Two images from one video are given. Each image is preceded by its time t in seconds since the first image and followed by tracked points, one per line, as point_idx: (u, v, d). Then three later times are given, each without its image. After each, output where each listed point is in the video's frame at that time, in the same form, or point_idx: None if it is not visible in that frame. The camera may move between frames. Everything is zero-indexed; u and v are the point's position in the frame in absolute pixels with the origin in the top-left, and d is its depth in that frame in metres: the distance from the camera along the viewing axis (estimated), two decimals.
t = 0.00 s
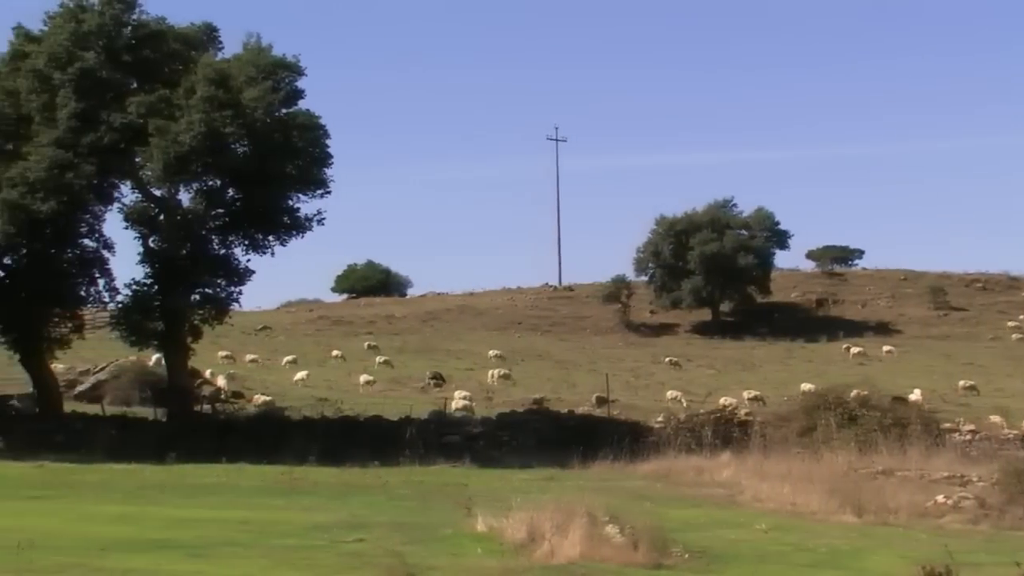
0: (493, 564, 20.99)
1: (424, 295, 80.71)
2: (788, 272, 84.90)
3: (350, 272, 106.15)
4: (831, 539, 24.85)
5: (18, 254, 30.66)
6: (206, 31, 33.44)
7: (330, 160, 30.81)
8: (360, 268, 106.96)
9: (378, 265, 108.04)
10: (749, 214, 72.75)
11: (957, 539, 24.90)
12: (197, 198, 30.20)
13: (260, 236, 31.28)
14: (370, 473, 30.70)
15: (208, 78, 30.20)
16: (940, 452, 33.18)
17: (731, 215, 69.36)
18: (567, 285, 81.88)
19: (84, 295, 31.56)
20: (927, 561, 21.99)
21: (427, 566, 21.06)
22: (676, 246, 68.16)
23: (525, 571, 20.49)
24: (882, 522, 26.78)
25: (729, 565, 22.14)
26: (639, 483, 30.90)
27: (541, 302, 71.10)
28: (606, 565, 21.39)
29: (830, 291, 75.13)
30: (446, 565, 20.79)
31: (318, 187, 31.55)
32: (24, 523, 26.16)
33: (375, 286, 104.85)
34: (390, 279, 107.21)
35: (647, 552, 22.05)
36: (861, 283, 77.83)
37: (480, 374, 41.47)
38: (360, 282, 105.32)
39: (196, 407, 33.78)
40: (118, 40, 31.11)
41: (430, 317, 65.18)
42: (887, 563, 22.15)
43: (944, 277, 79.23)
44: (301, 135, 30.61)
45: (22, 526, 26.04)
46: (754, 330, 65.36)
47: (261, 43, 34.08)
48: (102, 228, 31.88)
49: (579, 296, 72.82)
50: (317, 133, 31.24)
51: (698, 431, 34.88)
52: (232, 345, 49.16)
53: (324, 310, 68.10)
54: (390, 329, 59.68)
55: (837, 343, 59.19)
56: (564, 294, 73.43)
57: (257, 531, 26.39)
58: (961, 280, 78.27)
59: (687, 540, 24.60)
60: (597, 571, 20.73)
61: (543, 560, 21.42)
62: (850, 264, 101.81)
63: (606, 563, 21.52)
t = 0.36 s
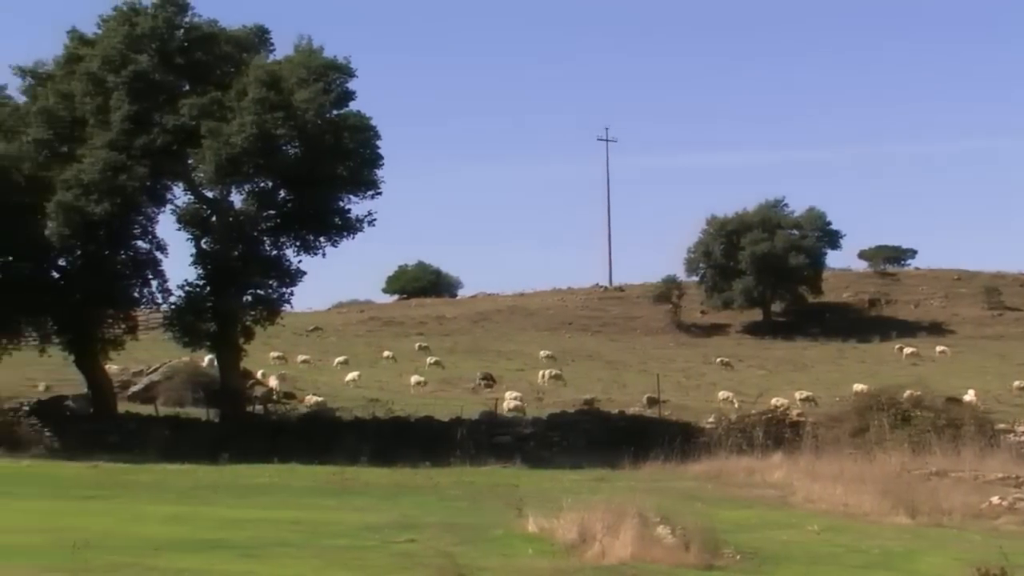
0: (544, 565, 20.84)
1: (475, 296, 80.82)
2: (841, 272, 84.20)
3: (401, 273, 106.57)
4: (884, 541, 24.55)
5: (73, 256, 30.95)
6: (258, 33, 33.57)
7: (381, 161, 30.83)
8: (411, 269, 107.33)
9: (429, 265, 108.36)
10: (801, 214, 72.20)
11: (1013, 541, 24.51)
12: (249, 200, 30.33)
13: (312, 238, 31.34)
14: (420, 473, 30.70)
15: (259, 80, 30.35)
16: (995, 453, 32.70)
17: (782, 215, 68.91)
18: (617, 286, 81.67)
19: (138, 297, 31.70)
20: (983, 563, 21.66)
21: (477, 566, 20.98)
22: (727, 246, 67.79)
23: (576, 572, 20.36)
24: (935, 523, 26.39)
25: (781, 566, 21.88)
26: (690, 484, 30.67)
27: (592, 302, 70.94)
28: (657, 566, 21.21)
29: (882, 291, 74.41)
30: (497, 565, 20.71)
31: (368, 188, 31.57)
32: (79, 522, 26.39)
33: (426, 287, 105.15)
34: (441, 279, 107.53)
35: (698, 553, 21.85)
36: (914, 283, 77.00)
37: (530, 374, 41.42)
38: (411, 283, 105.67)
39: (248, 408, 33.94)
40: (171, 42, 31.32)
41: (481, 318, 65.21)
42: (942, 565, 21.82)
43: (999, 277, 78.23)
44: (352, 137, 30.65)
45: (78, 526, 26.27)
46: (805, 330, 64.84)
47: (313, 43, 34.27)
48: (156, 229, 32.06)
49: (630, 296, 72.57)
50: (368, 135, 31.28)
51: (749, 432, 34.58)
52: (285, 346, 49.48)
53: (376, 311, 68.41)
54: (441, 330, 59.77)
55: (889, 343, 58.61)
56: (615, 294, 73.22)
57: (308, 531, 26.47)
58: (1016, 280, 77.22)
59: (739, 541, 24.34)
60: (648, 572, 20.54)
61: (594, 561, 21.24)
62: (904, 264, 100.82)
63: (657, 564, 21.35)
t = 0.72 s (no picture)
0: (597, 566, 20.71)
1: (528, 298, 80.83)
2: (896, 272, 83.40)
3: (454, 274, 106.81)
4: (941, 542, 24.19)
5: (129, 258, 31.16)
6: (311, 35, 33.69)
7: (433, 163, 30.89)
8: (464, 270, 107.68)
9: (482, 267, 108.49)
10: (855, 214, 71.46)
11: None
12: (303, 202, 30.50)
13: (364, 239, 31.48)
14: (474, 475, 30.68)
15: (313, 83, 30.43)
16: None
17: (836, 215, 68.35)
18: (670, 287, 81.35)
19: (193, 298, 31.90)
20: None
21: (530, 567, 20.90)
22: (780, 246, 67.25)
23: (630, 573, 20.21)
24: (993, 526, 25.98)
25: (837, 568, 21.60)
26: (744, 485, 30.41)
27: (645, 303, 70.73)
28: (710, 567, 21.01)
29: (938, 291, 73.59)
30: (550, 566, 20.61)
31: (421, 190, 31.58)
32: (136, 522, 26.60)
33: (478, 288, 105.28)
34: (494, 281, 107.61)
35: (752, 555, 21.58)
36: (970, 284, 76.09)
37: (584, 375, 41.33)
38: (463, 284, 105.84)
39: (303, 409, 34.13)
40: (225, 45, 31.55)
41: (534, 319, 65.18)
42: (1003, 568, 21.46)
43: None
44: (404, 138, 30.69)
45: (135, 525, 26.49)
46: (860, 330, 64.25)
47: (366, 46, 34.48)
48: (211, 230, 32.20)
49: (684, 296, 72.26)
50: (421, 136, 31.30)
51: (804, 433, 34.26)
52: (340, 348, 49.76)
53: (430, 312, 68.69)
54: (494, 331, 59.81)
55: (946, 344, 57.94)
56: (668, 294, 72.92)
57: (360, 531, 26.49)
58: None
59: (794, 543, 24.08)
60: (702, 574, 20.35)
61: (647, 562, 21.13)
62: (960, 264, 99.68)
63: (711, 566, 21.16)
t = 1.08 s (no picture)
0: (653, 568, 20.52)
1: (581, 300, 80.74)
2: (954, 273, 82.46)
3: (508, 276, 106.86)
4: (1002, 545, 23.79)
5: (186, 260, 31.45)
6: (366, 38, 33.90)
7: (488, 164, 30.89)
8: (518, 272, 107.71)
9: (536, 269, 108.40)
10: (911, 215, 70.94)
11: None
12: (358, 205, 30.57)
13: (419, 241, 31.46)
14: (528, 477, 30.60)
15: (367, 85, 30.43)
16: None
17: (893, 215, 67.88)
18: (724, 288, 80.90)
19: (248, 301, 32.03)
20: None
21: (585, 568, 20.76)
22: (837, 247, 66.82)
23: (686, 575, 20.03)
24: None
25: (897, 569, 21.26)
26: (800, 487, 30.10)
27: (699, 304, 70.40)
28: (767, 569, 20.72)
29: (996, 291, 72.67)
30: (606, 567, 20.45)
31: (476, 191, 31.63)
32: (194, 522, 26.79)
33: (532, 289, 105.16)
34: (548, 283, 107.49)
35: (809, 556, 21.24)
36: None
37: (638, 377, 41.17)
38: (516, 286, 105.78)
39: (358, 411, 34.29)
40: (281, 48, 31.72)
41: (588, 320, 65.02)
42: None
43: None
44: (459, 140, 30.76)
45: (193, 525, 26.68)
46: (917, 332, 63.59)
47: (420, 49, 34.67)
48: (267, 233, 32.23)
49: (739, 297, 71.80)
50: (475, 138, 31.31)
51: (861, 434, 33.87)
52: (397, 350, 49.97)
53: (485, 313, 68.83)
54: (547, 333, 59.74)
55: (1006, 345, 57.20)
56: (722, 296, 72.51)
57: (414, 532, 26.47)
58: None
59: (851, 545, 23.77)
60: None
61: (703, 564, 20.95)
62: (1018, 264, 98.41)
63: (767, 568, 20.89)
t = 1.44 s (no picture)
0: (707, 571, 20.33)
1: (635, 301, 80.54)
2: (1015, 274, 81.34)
3: (561, 278, 106.87)
4: None
5: (240, 262, 31.68)
6: (419, 41, 34.03)
7: (541, 167, 30.79)
8: (570, 274, 107.57)
9: (590, 270, 108.25)
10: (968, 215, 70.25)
11: None
12: (412, 206, 30.79)
13: (472, 243, 31.58)
14: (582, 479, 30.53)
15: (421, 88, 30.68)
16: None
17: (949, 216, 67.24)
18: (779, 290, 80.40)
19: (304, 302, 32.43)
20: None
21: (638, 569, 20.61)
22: (892, 248, 66.31)
23: None
24: None
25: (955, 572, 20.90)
26: (855, 489, 29.80)
27: (753, 306, 69.98)
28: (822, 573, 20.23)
29: None
30: (659, 569, 20.29)
31: (529, 193, 31.57)
32: (250, 523, 27.01)
33: (585, 291, 105.02)
34: (602, 285, 107.31)
35: (866, 559, 20.67)
36: None
37: (692, 379, 41.02)
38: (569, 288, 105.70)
39: (412, 413, 34.43)
40: (335, 51, 31.89)
41: (641, 322, 64.84)
42: None
43: None
44: (512, 142, 30.59)
45: (249, 526, 26.87)
46: (974, 333, 62.84)
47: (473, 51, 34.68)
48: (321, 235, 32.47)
49: (794, 299, 71.26)
50: (528, 140, 31.21)
51: (917, 436, 33.48)
52: (450, 352, 50.12)
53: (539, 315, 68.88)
54: (601, 335, 59.66)
55: None
56: (776, 297, 72.05)
57: (468, 533, 26.45)
58: None
59: (908, 548, 23.45)
60: None
61: (758, 567, 20.71)
62: None
63: (822, 571, 20.36)
